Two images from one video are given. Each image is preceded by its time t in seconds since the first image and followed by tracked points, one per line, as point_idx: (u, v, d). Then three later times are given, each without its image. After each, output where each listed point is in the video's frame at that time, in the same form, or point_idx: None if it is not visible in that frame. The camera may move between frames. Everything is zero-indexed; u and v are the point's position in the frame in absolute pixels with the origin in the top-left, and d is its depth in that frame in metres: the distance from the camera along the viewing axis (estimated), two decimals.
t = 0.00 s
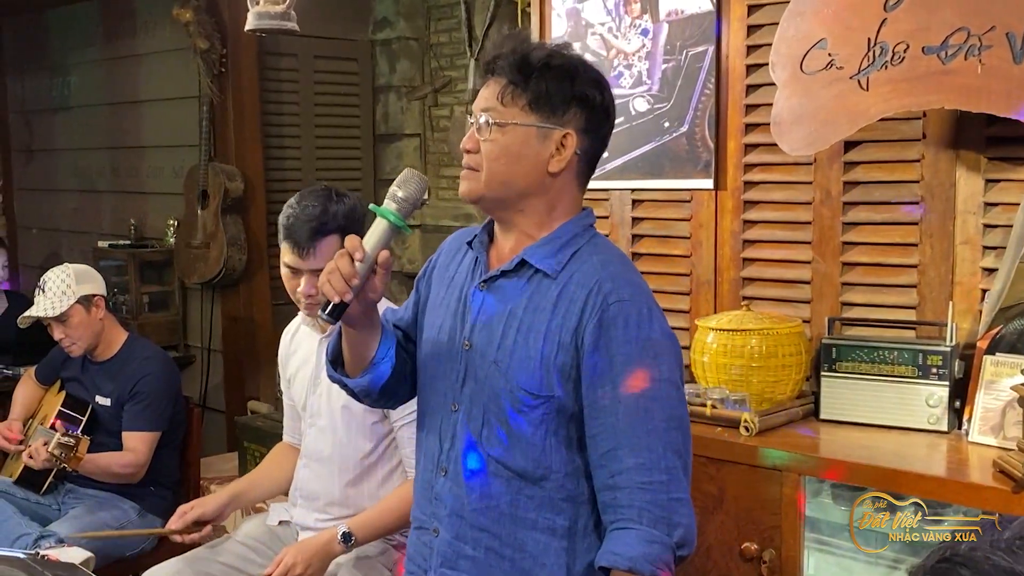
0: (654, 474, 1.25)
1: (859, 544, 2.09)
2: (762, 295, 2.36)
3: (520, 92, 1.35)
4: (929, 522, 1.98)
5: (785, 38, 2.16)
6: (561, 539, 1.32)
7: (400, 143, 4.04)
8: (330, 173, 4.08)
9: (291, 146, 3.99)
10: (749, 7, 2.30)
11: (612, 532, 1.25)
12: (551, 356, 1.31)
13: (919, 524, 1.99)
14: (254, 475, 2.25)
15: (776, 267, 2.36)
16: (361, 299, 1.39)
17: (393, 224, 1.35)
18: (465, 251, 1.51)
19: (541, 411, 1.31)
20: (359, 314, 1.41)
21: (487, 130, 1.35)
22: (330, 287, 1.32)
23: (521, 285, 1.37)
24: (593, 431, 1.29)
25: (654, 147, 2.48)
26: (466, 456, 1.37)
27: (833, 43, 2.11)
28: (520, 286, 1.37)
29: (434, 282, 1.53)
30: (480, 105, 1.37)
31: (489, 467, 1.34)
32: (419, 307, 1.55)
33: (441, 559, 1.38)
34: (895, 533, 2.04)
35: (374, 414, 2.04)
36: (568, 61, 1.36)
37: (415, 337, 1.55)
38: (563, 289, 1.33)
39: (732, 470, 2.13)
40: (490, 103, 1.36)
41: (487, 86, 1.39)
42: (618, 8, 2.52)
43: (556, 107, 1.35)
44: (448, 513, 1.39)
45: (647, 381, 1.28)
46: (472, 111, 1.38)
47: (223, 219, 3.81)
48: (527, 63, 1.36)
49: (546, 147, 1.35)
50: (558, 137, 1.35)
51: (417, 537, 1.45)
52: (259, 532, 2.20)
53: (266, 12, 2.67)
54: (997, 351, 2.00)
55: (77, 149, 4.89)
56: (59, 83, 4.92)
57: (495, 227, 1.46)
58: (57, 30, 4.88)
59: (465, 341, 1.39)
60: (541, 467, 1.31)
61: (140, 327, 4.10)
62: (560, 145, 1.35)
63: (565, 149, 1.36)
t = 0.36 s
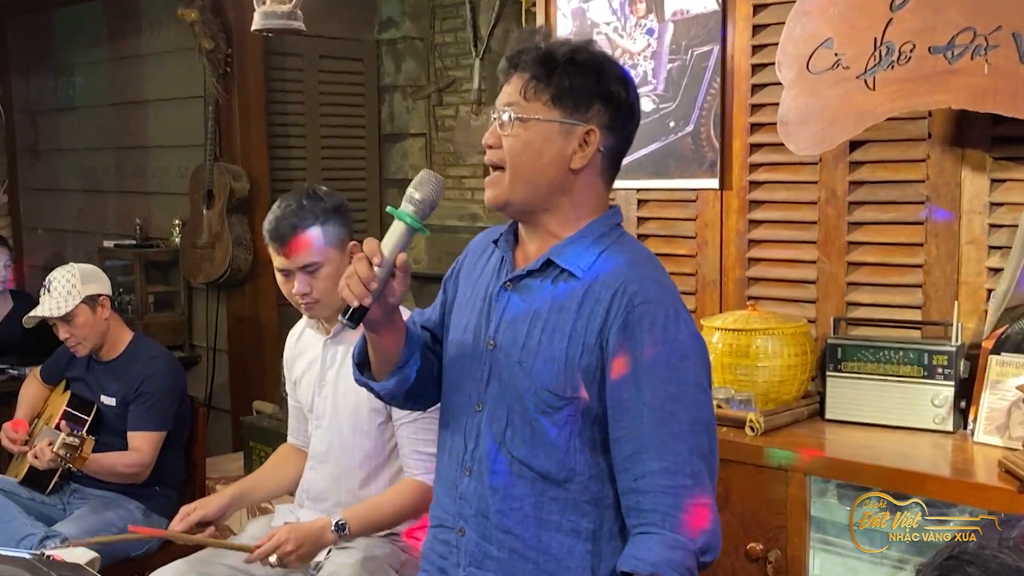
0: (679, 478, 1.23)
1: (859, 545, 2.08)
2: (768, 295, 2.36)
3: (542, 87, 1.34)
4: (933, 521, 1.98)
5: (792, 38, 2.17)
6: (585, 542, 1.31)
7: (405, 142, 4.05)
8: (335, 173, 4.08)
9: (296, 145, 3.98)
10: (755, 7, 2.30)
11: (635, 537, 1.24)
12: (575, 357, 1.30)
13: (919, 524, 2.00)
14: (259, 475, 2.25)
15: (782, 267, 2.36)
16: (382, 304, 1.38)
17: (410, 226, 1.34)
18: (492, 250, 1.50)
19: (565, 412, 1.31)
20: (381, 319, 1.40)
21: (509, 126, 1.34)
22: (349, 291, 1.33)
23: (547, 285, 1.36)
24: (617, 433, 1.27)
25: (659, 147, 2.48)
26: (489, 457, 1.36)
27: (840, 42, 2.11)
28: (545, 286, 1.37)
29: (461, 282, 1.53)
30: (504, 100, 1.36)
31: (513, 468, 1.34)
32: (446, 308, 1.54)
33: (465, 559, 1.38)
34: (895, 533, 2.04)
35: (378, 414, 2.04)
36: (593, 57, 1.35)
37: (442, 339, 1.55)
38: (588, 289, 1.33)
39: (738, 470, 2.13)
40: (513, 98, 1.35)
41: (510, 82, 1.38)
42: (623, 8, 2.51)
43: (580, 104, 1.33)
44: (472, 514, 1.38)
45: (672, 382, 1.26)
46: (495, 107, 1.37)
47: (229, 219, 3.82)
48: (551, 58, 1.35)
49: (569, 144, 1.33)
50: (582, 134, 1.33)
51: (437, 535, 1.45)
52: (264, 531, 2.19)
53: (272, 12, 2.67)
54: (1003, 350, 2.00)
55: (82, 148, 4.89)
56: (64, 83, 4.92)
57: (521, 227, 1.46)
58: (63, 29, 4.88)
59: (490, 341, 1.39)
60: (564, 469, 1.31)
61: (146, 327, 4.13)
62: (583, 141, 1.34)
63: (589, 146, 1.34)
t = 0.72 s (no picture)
0: (712, 483, 1.21)
1: (858, 544, 2.07)
2: (773, 295, 2.36)
3: (566, 88, 1.32)
4: (939, 521, 1.98)
5: (796, 38, 2.16)
6: (614, 547, 1.30)
7: (410, 143, 4.05)
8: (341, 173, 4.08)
9: (300, 146, 4.00)
10: (760, 7, 2.30)
11: (668, 542, 1.22)
12: (605, 360, 1.28)
13: (919, 523, 2.00)
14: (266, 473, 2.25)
15: (787, 267, 2.36)
16: (416, 300, 1.37)
17: (447, 224, 1.32)
18: (520, 251, 1.49)
19: (595, 417, 1.29)
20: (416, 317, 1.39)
21: (534, 128, 1.33)
22: (384, 287, 1.32)
23: (576, 287, 1.35)
24: (649, 438, 1.25)
25: (665, 147, 2.49)
26: (517, 461, 1.35)
27: (844, 42, 2.11)
28: (574, 288, 1.35)
29: (489, 283, 1.52)
30: (528, 102, 1.35)
31: (542, 472, 1.32)
32: (474, 309, 1.54)
33: (493, 563, 1.37)
34: (895, 533, 2.04)
35: (382, 415, 2.04)
36: (617, 56, 1.33)
37: (470, 340, 1.54)
38: (618, 292, 1.31)
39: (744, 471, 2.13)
40: (537, 101, 1.34)
41: (534, 83, 1.37)
42: (629, 8, 2.52)
43: (605, 104, 1.31)
44: (499, 518, 1.37)
45: (706, 385, 1.24)
46: (520, 109, 1.36)
47: (235, 219, 3.82)
48: (573, 59, 1.33)
49: (595, 145, 1.32)
50: (607, 134, 1.32)
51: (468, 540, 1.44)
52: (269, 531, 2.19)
53: (277, 12, 2.67)
54: (1008, 350, 1.99)
55: (87, 149, 4.90)
56: (70, 83, 4.93)
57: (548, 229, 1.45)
58: (68, 29, 4.89)
59: (518, 343, 1.37)
60: (594, 473, 1.29)
61: (151, 326, 4.12)
62: (609, 142, 1.32)
63: (615, 147, 1.33)
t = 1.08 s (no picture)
0: (727, 486, 1.21)
1: (858, 543, 2.08)
2: (779, 295, 2.36)
3: (578, 91, 1.32)
4: (944, 521, 1.98)
5: (800, 38, 2.16)
6: (629, 550, 1.30)
7: (416, 143, 4.07)
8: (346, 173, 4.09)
9: (307, 146, 3.99)
10: (765, 7, 2.30)
11: (683, 544, 1.22)
12: (619, 363, 1.29)
13: (919, 523, 2.01)
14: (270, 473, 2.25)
15: (793, 267, 2.36)
16: (428, 301, 1.37)
17: (459, 227, 1.34)
18: (533, 253, 1.50)
19: (610, 419, 1.29)
20: (428, 317, 1.40)
21: (546, 131, 1.33)
22: (396, 290, 1.33)
23: (590, 289, 1.35)
24: (663, 440, 1.25)
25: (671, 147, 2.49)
26: (532, 464, 1.36)
27: (849, 42, 2.11)
28: (588, 290, 1.36)
29: (502, 285, 1.52)
30: (539, 106, 1.35)
31: (556, 475, 1.33)
32: (487, 311, 1.55)
33: (508, 565, 1.38)
34: (895, 533, 2.05)
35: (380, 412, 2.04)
36: (626, 56, 1.33)
37: (483, 341, 1.54)
38: (632, 294, 1.31)
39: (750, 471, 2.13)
40: (548, 104, 1.34)
41: (544, 86, 1.37)
42: (634, 8, 2.52)
43: (617, 105, 1.31)
44: (513, 520, 1.38)
45: (721, 387, 1.23)
46: (530, 112, 1.36)
47: (241, 219, 3.82)
48: (584, 61, 1.33)
49: (608, 147, 1.32)
50: (620, 135, 1.32)
51: (483, 543, 1.44)
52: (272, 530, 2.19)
53: (282, 13, 2.67)
54: (1014, 350, 1.99)
55: (92, 149, 4.90)
56: (76, 83, 4.93)
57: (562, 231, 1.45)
58: (74, 29, 4.90)
59: (532, 345, 1.38)
60: (608, 476, 1.29)
61: (158, 327, 4.12)
62: (622, 143, 1.32)
63: (628, 148, 1.33)
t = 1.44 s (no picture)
0: (733, 487, 1.21)
1: (858, 544, 2.08)
2: (784, 295, 2.36)
3: (588, 87, 1.33)
4: (947, 520, 1.98)
5: (806, 38, 2.16)
6: (634, 549, 1.30)
7: (421, 143, 4.08)
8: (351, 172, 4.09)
9: (312, 146, 3.99)
10: (771, 7, 2.30)
11: (687, 545, 1.22)
12: (627, 362, 1.29)
13: (919, 524, 2.01)
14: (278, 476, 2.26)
15: (798, 267, 2.36)
16: (435, 298, 1.37)
17: (467, 222, 1.33)
18: (541, 252, 1.50)
19: (617, 419, 1.29)
20: (434, 312, 1.40)
21: (555, 127, 1.33)
22: (403, 285, 1.31)
23: (599, 289, 1.35)
24: (669, 440, 1.25)
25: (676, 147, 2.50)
26: (538, 463, 1.36)
27: (855, 42, 2.11)
28: (597, 289, 1.36)
29: (509, 283, 1.53)
30: (548, 102, 1.36)
31: (563, 474, 1.33)
32: (493, 309, 1.55)
33: (513, 564, 1.38)
34: (895, 534, 2.05)
35: (386, 412, 2.04)
36: (638, 54, 1.33)
37: (489, 339, 1.54)
38: (641, 294, 1.31)
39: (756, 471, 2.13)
40: (558, 99, 1.34)
41: (555, 82, 1.37)
42: (639, 8, 2.52)
43: (627, 102, 1.32)
44: (519, 519, 1.38)
45: (728, 388, 1.23)
46: (540, 108, 1.36)
47: (247, 218, 3.81)
48: (595, 57, 1.33)
49: (618, 144, 1.32)
50: (630, 133, 1.32)
51: (488, 541, 1.44)
52: (280, 534, 2.19)
53: (288, 12, 2.67)
54: (1019, 350, 1.99)
55: (98, 149, 4.90)
56: (81, 83, 4.93)
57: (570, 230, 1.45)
58: (80, 29, 4.89)
59: (540, 344, 1.38)
60: (615, 476, 1.29)
61: (162, 326, 4.13)
62: (632, 141, 1.33)
63: (638, 145, 1.33)
